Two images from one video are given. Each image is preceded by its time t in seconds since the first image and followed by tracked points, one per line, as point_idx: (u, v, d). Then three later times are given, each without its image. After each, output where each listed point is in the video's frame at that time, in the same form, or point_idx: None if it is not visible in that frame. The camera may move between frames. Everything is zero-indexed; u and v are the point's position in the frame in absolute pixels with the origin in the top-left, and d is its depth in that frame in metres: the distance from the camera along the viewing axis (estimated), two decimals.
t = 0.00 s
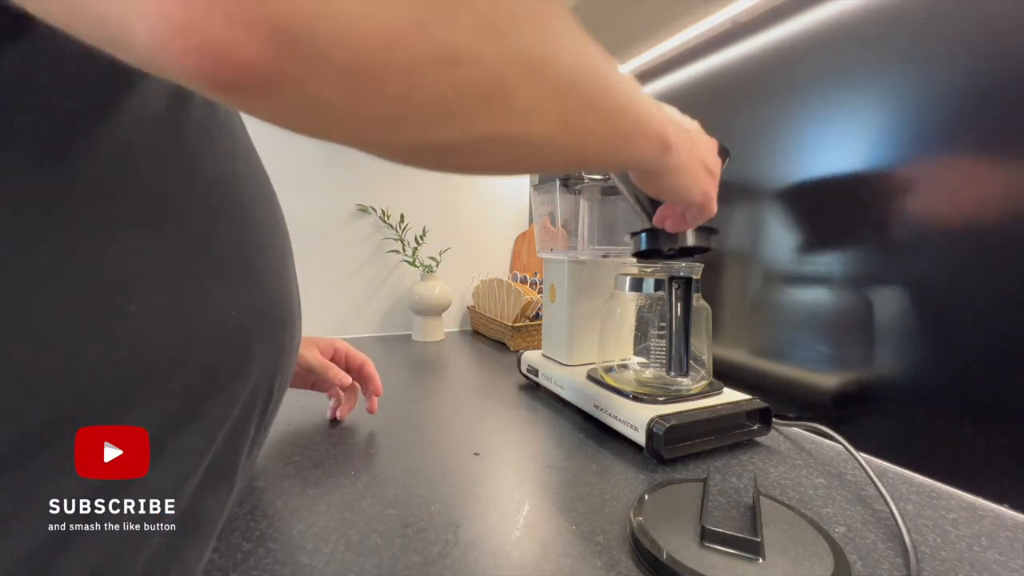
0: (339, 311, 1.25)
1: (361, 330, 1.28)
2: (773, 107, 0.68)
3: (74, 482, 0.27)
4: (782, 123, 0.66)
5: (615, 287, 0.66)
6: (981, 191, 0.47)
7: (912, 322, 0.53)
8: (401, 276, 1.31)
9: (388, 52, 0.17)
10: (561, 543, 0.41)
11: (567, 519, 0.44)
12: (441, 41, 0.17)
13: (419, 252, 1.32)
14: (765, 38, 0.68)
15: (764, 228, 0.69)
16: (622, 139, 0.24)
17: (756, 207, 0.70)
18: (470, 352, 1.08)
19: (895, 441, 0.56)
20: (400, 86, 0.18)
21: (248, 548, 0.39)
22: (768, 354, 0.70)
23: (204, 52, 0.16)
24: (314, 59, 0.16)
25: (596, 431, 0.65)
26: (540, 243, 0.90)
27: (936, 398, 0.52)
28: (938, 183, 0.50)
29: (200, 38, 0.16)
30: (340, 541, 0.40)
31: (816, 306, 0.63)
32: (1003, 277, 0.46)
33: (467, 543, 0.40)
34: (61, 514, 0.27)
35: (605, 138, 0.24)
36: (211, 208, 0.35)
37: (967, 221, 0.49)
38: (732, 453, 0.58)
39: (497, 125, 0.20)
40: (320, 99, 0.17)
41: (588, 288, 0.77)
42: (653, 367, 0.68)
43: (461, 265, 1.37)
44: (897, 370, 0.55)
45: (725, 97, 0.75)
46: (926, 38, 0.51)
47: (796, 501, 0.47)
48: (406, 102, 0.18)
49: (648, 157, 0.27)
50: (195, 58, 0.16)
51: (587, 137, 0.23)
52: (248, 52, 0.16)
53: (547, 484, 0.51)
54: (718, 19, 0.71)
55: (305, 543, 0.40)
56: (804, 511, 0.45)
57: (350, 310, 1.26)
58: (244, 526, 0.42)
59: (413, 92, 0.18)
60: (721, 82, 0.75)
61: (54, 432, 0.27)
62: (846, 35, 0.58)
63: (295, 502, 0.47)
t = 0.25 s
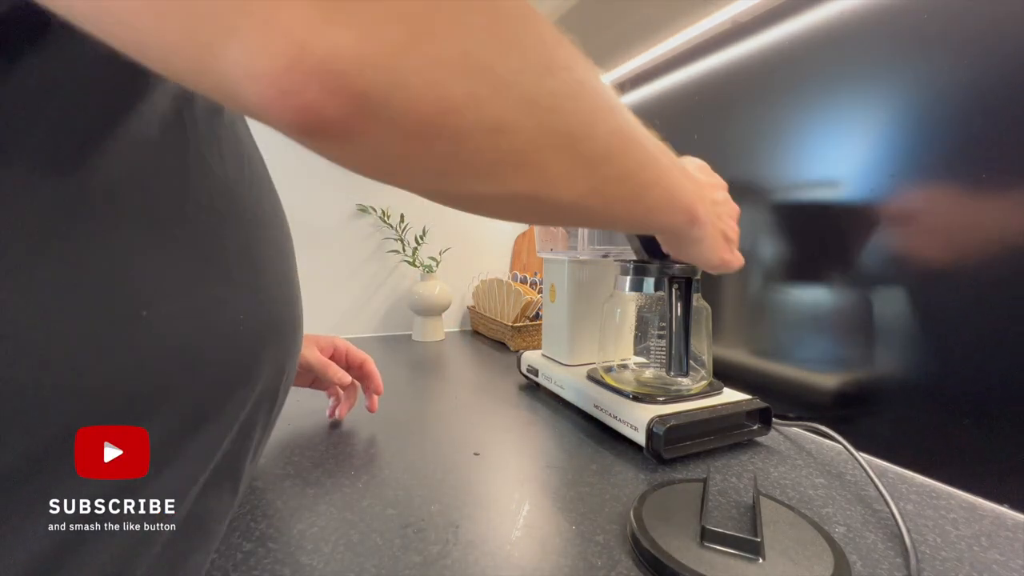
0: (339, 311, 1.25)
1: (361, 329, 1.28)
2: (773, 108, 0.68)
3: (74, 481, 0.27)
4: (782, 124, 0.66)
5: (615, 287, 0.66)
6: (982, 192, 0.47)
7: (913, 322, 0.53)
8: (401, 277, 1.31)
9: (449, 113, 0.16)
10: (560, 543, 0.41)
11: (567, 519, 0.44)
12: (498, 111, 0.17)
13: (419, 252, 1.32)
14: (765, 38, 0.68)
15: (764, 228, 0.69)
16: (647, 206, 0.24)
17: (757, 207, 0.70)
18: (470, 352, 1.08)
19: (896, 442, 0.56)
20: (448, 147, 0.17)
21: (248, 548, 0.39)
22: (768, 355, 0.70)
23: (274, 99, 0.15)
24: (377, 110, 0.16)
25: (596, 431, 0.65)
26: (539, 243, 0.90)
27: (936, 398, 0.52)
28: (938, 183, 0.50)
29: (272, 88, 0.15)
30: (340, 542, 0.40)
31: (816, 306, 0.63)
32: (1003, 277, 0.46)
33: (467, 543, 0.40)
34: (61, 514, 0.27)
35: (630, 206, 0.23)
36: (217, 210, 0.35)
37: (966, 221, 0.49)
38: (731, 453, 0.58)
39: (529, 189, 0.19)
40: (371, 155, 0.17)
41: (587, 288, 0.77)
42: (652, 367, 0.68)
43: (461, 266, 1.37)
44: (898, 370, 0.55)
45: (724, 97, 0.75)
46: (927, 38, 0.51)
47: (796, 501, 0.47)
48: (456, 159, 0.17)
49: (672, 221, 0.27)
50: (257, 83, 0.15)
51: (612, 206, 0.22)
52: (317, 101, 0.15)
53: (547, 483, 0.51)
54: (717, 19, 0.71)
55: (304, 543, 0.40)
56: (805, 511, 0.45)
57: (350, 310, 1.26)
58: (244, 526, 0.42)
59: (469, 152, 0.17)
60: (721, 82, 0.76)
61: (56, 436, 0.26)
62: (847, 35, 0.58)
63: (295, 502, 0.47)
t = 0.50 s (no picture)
0: (338, 311, 1.25)
1: (361, 329, 1.28)
2: (773, 108, 0.68)
3: (74, 482, 0.27)
4: (782, 125, 0.66)
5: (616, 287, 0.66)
6: (983, 192, 0.47)
7: (913, 322, 0.53)
8: (401, 277, 1.31)
9: (413, 161, 0.17)
10: (560, 543, 0.41)
11: (567, 519, 0.44)
12: (467, 155, 0.17)
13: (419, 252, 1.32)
14: (765, 38, 0.68)
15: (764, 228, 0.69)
16: (636, 220, 0.23)
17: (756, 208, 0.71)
18: (470, 352, 1.08)
19: (896, 441, 0.56)
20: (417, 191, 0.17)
21: (249, 548, 0.39)
22: (768, 355, 0.70)
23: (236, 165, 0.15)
24: (353, 170, 0.16)
25: (596, 431, 0.65)
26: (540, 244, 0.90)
27: (936, 398, 0.52)
28: (937, 183, 0.50)
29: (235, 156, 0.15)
30: (340, 542, 0.40)
31: (816, 306, 0.63)
32: (1002, 276, 0.46)
33: (467, 543, 0.40)
34: (62, 514, 0.27)
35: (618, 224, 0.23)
36: (217, 210, 0.35)
37: (965, 221, 0.49)
38: (732, 453, 0.58)
39: (510, 219, 0.19)
40: (355, 206, 0.17)
41: (588, 288, 0.77)
42: (653, 367, 0.68)
43: (462, 266, 1.37)
44: (898, 370, 0.55)
45: (724, 97, 0.75)
46: (926, 38, 0.51)
47: (796, 502, 0.47)
48: (431, 205, 0.18)
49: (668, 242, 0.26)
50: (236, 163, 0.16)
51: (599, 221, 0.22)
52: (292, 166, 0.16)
53: (547, 484, 0.51)
54: (717, 19, 0.71)
55: (304, 543, 0.40)
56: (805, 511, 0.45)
57: (350, 310, 1.26)
58: (244, 526, 0.42)
59: (444, 198, 0.18)
60: (721, 82, 0.76)
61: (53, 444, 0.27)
62: (847, 35, 0.58)
63: (295, 502, 0.47)
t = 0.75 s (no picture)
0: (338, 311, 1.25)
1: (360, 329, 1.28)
2: (772, 108, 0.68)
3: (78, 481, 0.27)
4: (782, 125, 0.66)
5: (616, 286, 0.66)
6: (983, 192, 0.48)
7: (913, 322, 0.53)
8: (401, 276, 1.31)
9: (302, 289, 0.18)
10: (561, 542, 0.41)
11: (568, 519, 0.44)
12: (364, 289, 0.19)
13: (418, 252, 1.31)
14: (765, 38, 0.68)
15: (764, 228, 0.69)
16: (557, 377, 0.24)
17: (756, 208, 0.71)
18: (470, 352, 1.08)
19: (895, 441, 0.56)
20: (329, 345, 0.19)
21: (248, 548, 0.39)
22: (768, 355, 0.70)
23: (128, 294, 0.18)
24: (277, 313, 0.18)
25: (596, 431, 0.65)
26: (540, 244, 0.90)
27: (936, 398, 0.52)
28: (936, 183, 0.51)
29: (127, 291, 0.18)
30: (340, 542, 0.40)
31: (816, 307, 0.63)
32: (1003, 277, 0.47)
33: (467, 543, 0.40)
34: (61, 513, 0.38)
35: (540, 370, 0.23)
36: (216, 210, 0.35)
37: (965, 221, 0.49)
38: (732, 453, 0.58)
39: (421, 371, 0.21)
40: (285, 354, 0.19)
41: (588, 289, 0.77)
42: (653, 368, 0.69)
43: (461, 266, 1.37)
44: (898, 370, 0.55)
45: (724, 97, 0.75)
46: (925, 38, 0.51)
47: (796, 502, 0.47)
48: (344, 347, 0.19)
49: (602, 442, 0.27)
50: (182, 321, 0.18)
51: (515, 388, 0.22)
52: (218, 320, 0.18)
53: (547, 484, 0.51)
54: (717, 19, 0.71)
55: (304, 543, 0.40)
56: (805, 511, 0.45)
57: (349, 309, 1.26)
58: (244, 526, 0.42)
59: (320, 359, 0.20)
60: (721, 82, 0.76)
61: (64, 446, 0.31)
62: (847, 35, 0.58)
63: (294, 502, 0.47)
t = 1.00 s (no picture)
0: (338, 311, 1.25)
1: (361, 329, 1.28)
2: (772, 108, 0.68)
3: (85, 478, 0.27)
4: (782, 124, 0.66)
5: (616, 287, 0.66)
6: (982, 192, 0.48)
7: (913, 322, 0.53)
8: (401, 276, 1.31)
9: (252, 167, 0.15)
10: (561, 542, 0.41)
11: (568, 519, 0.44)
12: (319, 186, 0.16)
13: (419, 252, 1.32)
14: (765, 38, 0.68)
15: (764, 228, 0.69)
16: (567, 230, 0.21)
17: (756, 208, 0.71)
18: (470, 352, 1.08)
19: (895, 441, 0.56)
20: (304, 289, 0.17)
21: (249, 548, 0.39)
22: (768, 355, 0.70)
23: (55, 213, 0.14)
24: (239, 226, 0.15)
25: (596, 431, 0.65)
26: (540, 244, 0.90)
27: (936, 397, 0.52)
28: (936, 183, 0.51)
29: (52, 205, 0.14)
30: (341, 542, 0.40)
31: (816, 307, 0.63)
32: (1003, 276, 0.47)
33: (467, 543, 0.40)
34: (63, 515, 0.32)
35: (545, 248, 0.21)
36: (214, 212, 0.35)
37: (966, 220, 0.49)
38: (732, 453, 0.58)
39: (426, 246, 0.19)
40: (259, 271, 0.16)
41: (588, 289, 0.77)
42: (653, 367, 0.69)
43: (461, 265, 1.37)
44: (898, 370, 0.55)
45: (724, 97, 0.75)
46: (925, 37, 0.51)
47: (796, 501, 0.47)
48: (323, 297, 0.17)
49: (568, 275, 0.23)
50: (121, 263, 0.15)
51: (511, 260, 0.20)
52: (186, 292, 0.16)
53: (547, 484, 0.51)
54: (717, 19, 0.71)
55: (305, 543, 0.40)
56: (804, 511, 0.45)
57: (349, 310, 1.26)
58: (244, 526, 0.42)
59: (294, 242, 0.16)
60: (721, 82, 0.76)
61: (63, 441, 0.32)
62: (846, 35, 0.58)
63: (294, 502, 0.47)
